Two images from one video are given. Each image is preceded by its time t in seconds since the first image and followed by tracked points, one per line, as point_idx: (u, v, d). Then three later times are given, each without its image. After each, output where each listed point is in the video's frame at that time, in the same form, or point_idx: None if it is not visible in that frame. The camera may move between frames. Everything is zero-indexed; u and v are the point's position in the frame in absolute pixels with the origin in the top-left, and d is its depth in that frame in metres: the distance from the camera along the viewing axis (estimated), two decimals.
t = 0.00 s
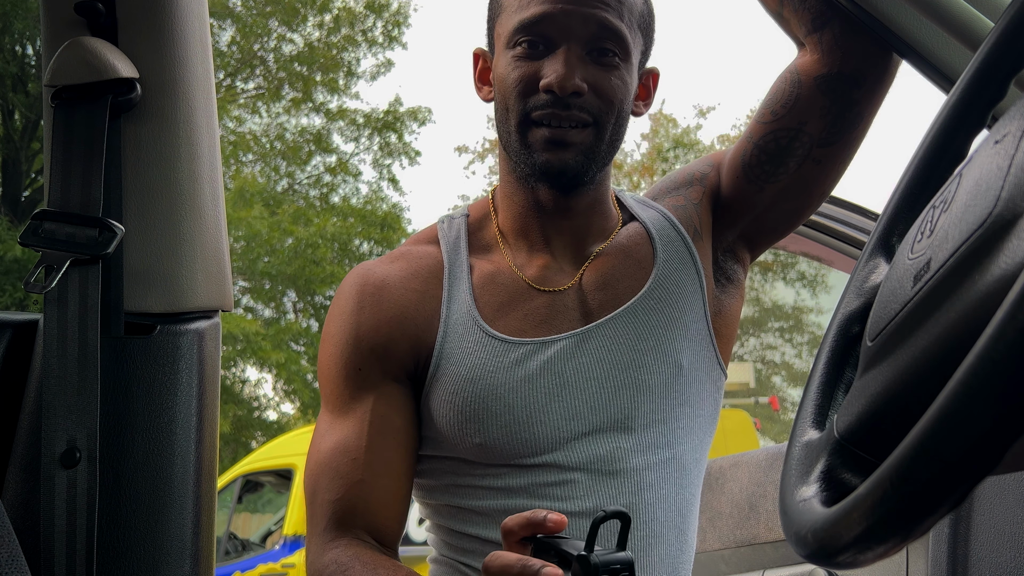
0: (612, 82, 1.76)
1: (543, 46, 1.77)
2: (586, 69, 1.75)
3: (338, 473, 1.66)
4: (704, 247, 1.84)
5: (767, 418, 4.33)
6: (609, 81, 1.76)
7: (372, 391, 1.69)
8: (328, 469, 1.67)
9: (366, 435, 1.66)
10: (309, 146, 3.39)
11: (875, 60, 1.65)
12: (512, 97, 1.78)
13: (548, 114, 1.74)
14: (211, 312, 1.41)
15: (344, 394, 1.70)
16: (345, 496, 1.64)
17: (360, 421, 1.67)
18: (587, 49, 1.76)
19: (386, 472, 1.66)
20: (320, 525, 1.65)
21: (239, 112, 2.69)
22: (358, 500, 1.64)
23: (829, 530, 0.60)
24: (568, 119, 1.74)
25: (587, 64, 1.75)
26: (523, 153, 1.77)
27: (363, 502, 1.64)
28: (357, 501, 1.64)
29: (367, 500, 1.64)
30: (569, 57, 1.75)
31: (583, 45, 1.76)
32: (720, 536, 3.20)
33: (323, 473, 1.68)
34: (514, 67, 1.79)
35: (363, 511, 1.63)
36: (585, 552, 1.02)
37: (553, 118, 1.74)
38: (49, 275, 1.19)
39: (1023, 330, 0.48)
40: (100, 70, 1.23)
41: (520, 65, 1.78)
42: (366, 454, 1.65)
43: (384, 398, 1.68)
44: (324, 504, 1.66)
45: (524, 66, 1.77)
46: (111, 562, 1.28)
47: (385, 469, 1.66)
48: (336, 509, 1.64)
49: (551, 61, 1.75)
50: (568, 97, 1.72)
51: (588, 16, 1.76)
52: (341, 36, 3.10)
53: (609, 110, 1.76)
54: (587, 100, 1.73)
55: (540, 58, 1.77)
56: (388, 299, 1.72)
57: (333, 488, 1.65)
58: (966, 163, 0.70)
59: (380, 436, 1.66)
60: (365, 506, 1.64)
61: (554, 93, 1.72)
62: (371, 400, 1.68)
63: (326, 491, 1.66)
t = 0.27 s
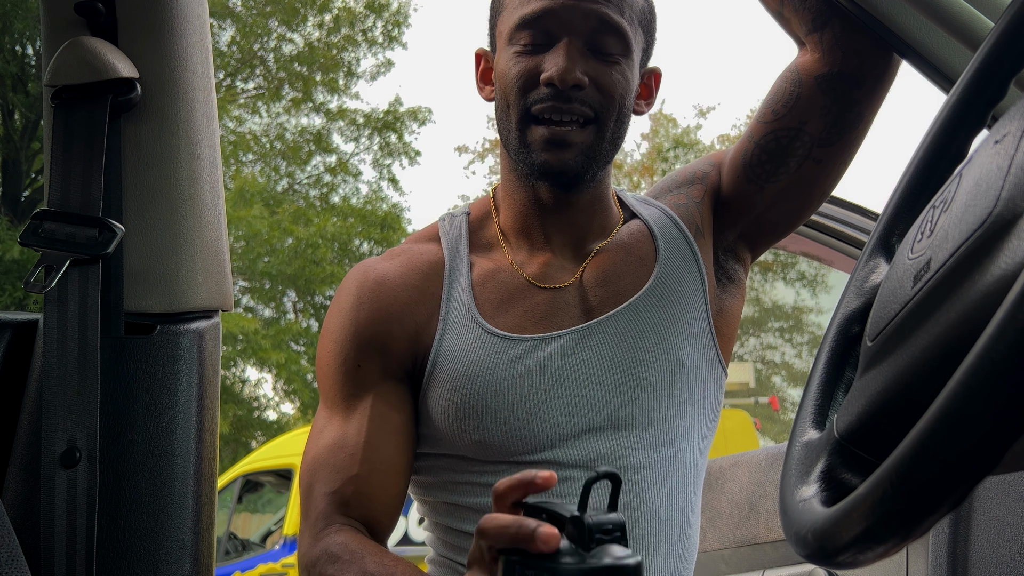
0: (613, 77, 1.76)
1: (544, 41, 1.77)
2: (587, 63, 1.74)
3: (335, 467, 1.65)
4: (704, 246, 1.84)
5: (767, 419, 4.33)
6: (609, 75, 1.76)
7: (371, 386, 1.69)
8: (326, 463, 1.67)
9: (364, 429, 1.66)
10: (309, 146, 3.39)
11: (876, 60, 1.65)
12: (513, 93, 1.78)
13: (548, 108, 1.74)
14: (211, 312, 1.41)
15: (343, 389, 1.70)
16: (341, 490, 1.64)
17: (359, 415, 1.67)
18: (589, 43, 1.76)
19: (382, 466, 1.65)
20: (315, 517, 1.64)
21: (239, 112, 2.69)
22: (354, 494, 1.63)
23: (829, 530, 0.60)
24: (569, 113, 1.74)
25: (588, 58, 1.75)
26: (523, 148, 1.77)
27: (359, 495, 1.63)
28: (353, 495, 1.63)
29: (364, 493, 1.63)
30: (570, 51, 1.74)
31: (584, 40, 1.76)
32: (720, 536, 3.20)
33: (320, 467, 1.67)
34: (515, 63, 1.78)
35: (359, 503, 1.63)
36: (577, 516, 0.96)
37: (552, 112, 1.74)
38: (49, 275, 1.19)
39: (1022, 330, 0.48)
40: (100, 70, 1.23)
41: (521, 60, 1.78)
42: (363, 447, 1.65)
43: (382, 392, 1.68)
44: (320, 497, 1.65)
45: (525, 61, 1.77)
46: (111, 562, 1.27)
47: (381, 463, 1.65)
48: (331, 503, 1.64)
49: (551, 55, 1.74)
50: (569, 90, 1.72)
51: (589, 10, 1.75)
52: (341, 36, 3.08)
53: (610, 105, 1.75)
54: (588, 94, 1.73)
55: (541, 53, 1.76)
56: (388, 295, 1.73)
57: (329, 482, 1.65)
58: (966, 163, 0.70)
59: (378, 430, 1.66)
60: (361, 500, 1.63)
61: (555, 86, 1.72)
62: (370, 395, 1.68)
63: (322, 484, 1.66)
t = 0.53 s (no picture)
0: (612, 69, 1.76)
1: (541, 33, 1.77)
2: (586, 56, 1.75)
3: (333, 465, 1.65)
4: (703, 246, 1.84)
5: (767, 419, 4.33)
6: (608, 68, 1.75)
7: (371, 385, 1.68)
8: (324, 461, 1.67)
9: (362, 427, 1.65)
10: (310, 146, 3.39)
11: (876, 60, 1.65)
12: (512, 85, 1.78)
13: (546, 99, 1.73)
14: (211, 312, 1.41)
15: (342, 388, 1.70)
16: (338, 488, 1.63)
17: (357, 413, 1.67)
18: (587, 36, 1.77)
19: (378, 465, 1.64)
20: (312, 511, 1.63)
21: (239, 112, 2.69)
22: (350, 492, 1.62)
23: (829, 530, 0.60)
24: (568, 104, 1.73)
25: (587, 51, 1.76)
26: (522, 141, 1.76)
27: (355, 494, 1.62)
28: (349, 493, 1.62)
29: (361, 488, 1.63)
30: (569, 42, 1.75)
31: (583, 31, 1.77)
32: (720, 536, 3.21)
33: (319, 464, 1.67)
34: (514, 56, 1.79)
35: (355, 502, 1.62)
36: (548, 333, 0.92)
37: (551, 103, 1.73)
38: (49, 275, 1.19)
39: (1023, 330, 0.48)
40: (100, 69, 1.23)
41: (519, 53, 1.78)
42: (361, 445, 1.64)
43: (382, 390, 1.68)
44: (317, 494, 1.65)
45: (523, 54, 1.77)
46: (110, 562, 1.27)
47: (377, 460, 1.64)
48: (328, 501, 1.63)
49: (550, 47, 1.75)
50: (568, 80, 1.72)
51: None
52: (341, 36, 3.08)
53: (608, 96, 1.75)
54: (587, 84, 1.72)
55: (539, 46, 1.77)
56: (389, 294, 1.73)
57: (327, 479, 1.65)
58: (965, 163, 0.70)
59: (376, 428, 1.65)
60: (358, 498, 1.62)
61: (554, 76, 1.71)
62: (369, 392, 1.68)
63: (320, 481, 1.66)
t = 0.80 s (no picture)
0: (610, 68, 1.76)
1: (540, 31, 1.78)
2: (585, 54, 1.75)
3: (334, 472, 1.66)
4: (703, 246, 1.84)
5: (767, 419, 4.33)
6: (606, 66, 1.76)
7: (370, 392, 1.69)
8: (325, 468, 1.67)
9: (362, 435, 1.66)
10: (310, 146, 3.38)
11: (876, 60, 1.65)
12: (512, 82, 1.78)
13: (546, 96, 1.73)
14: (211, 312, 1.41)
15: (342, 393, 1.70)
16: (340, 496, 1.64)
17: (357, 420, 1.68)
18: (586, 34, 1.77)
19: (377, 473, 1.65)
20: (318, 523, 1.64)
21: (239, 112, 2.68)
22: (351, 502, 1.63)
23: (829, 530, 0.60)
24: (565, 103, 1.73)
25: (586, 49, 1.76)
26: (523, 138, 1.75)
27: (356, 504, 1.63)
28: (351, 503, 1.63)
29: (362, 498, 1.63)
30: (568, 39, 1.75)
31: (582, 29, 1.77)
32: (720, 536, 3.21)
33: (320, 471, 1.68)
34: (513, 53, 1.79)
35: (357, 512, 1.63)
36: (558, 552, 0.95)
37: (552, 100, 1.72)
38: (49, 276, 1.19)
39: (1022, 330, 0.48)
40: (100, 70, 1.23)
41: (519, 50, 1.78)
42: (362, 453, 1.65)
43: (382, 397, 1.68)
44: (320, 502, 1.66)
45: (522, 51, 1.78)
46: (111, 562, 1.28)
47: (377, 468, 1.65)
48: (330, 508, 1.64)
49: (549, 44, 1.75)
50: (565, 79, 1.72)
51: None
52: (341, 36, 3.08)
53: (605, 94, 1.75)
54: (583, 84, 1.73)
55: (538, 44, 1.77)
56: (387, 298, 1.73)
57: (329, 488, 1.65)
58: (965, 163, 0.70)
59: (375, 436, 1.66)
60: (359, 507, 1.63)
61: (552, 74, 1.72)
62: (367, 400, 1.68)
63: (321, 489, 1.66)
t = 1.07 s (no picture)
0: (608, 73, 1.76)
1: (539, 36, 1.77)
2: (582, 59, 1.75)
3: (329, 470, 1.66)
4: (702, 246, 1.84)
5: (767, 419, 4.33)
6: (604, 71, 1.76)
7: (366, 389, 1.68)
8: (320, 465, 1.67)
9: (359, 432, 1.66)
10: (310, 146, 3.38)
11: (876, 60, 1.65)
12: (508, 88, 1.78)
13: (543, 103, 1.73)
14: (211, 312, 1.41)
15: (339, 390, 1.70)
16: (335, 493, 1.64)
17: (354, 416, 1.67)
18: (583, 39, 1.77)
19: (374, 471, 1.65)
20: (312, 519, 1.65)
21: (239, 112, 2.68)
22: (347, 500, 1.63)
23: (829, 530, 0.60)
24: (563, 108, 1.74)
25: (583, 55, 1.76)
26: (520, 141, 1.76)
27: (352, 502, 1.63)
28: (346, 500, 1.63)
29: (356, 496, 1.63)
30: (566, 45, 1.75)
31: (579, 35, 1.77)
32: (720, 536, 3.21)
33: (315, 468, 1.67)
34: (510, 58, 1.79)
35: (352, 509, 1.63)
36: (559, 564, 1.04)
37: (548, 107, 1.73)
38: (49, 275, 1.19)
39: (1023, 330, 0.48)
40: (100, 70, 1.23)
41: (516, 55, 1.78)
42: (359, 451, 1.65)
43: (379, 393, 1.68)
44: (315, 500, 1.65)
45: (519, 56, 1.78)
46: (111, 562, 1.28)
47: (374, 466, 1.65)
48: (325, 506, 1.64)
49: (546, 50, 1.75)
50: (563, 85, 1.72)
51: (584, 6, 1.77)
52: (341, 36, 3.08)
53: (604, 99, 1.75)
54: (581, 90, 1.73)
55: (536, 49, 1.77)
56: (385, 294, 1.73)
57: (323, 485, 1.65)
58: (965, 163, 0.70)
59: (372, 434, 1.66)
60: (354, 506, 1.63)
61: (550, 81, 1.72)
62: (364, 397, 1.68)
63: (316, 486, 1.66)
